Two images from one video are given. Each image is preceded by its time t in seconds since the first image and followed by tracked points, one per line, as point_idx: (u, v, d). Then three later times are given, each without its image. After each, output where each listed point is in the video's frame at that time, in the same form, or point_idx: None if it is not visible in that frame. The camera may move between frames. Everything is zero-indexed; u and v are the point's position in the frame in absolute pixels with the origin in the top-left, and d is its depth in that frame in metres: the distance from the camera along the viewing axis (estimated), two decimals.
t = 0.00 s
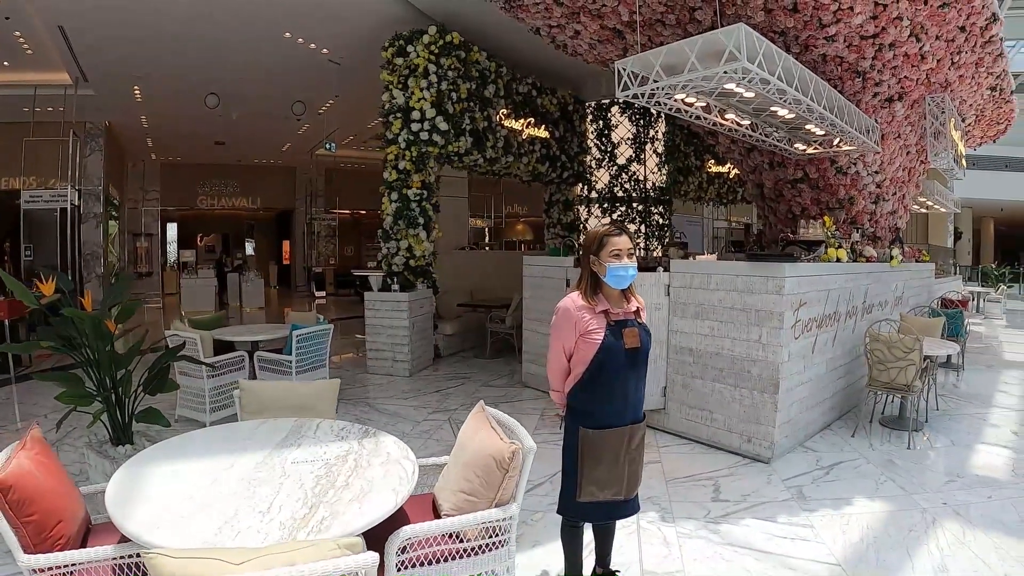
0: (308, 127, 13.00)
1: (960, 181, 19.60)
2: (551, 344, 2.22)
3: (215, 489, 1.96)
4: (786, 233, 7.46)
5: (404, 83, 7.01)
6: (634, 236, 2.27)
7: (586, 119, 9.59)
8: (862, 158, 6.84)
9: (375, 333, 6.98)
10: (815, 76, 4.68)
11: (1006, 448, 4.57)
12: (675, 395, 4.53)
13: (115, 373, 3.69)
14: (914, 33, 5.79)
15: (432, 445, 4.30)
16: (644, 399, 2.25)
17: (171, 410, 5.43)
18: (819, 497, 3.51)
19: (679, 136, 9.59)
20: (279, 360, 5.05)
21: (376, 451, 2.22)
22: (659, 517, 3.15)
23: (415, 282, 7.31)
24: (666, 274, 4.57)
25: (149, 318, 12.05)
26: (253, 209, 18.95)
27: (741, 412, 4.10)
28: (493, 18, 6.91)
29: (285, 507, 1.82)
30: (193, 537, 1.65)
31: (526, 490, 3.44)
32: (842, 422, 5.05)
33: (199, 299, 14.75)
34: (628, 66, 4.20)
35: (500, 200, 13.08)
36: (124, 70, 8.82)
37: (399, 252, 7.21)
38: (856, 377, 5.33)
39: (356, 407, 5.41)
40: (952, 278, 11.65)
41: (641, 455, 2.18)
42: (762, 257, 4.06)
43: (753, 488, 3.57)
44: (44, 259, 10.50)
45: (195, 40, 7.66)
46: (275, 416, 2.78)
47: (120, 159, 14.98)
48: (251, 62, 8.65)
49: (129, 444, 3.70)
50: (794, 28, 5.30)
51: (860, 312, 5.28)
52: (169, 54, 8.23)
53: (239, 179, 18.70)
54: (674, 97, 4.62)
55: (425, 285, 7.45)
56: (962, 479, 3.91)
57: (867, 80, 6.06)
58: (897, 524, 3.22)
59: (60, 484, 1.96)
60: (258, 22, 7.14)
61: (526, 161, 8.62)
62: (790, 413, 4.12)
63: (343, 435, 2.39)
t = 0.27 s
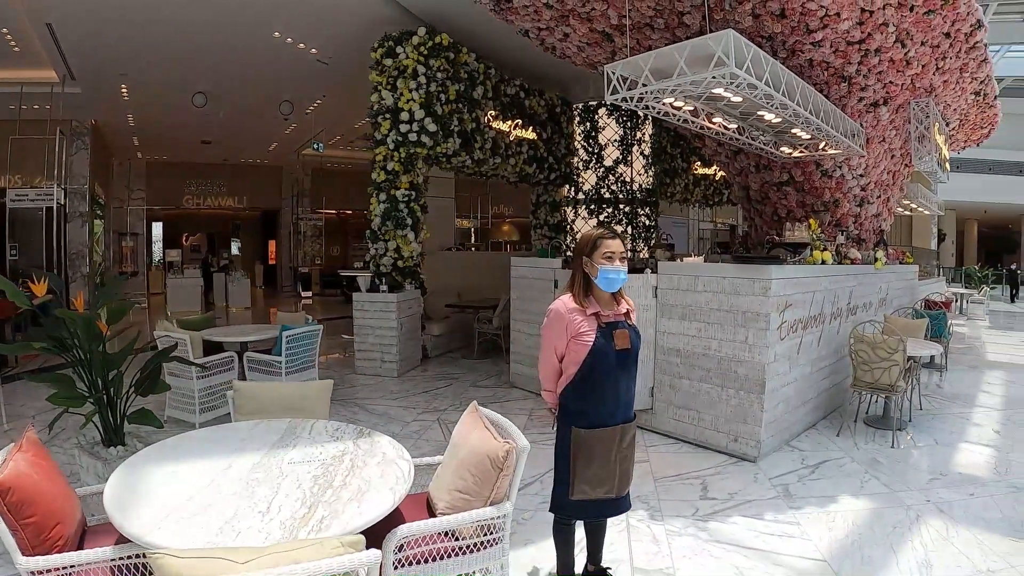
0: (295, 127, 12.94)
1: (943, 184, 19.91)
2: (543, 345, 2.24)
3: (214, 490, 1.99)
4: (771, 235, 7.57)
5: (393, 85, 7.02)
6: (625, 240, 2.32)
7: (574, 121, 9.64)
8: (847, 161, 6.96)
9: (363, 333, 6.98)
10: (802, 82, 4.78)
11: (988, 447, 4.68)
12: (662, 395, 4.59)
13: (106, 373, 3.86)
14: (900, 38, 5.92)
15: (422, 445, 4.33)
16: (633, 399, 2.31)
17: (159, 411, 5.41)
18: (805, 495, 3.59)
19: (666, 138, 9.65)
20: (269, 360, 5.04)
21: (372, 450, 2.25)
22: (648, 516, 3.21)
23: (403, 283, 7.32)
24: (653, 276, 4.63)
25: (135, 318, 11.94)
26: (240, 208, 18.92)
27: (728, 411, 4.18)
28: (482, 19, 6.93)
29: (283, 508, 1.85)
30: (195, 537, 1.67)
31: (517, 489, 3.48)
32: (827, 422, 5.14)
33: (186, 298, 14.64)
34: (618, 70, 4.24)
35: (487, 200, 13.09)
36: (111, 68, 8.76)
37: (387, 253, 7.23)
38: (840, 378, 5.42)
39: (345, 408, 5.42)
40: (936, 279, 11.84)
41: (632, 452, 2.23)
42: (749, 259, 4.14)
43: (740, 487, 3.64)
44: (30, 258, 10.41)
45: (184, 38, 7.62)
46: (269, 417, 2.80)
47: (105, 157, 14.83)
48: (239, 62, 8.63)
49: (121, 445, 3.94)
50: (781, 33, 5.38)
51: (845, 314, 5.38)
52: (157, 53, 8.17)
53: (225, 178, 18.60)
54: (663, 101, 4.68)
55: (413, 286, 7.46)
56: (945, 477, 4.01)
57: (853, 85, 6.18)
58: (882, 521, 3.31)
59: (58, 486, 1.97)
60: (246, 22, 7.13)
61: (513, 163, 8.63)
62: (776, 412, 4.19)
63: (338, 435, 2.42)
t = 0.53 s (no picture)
0: (284, 128, 12.90)
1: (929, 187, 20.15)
2: (533, 347, 2.28)
3: (208, 491, 2.00)
4: (758, 237, 7.64)
5: (383, 87, 7.04)
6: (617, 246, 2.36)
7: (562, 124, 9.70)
8: (833, 165, 7.07)
9: (352, 335, 6.98)
10: (790, 86, 4.83)
11: (972, 446, 4.76)
12: (650, 396, 4.63)
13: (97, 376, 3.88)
14: (886, 44, 5.90)
15: (412, 446, 4.35)
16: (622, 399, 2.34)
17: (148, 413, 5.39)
18: (793, 494, 3.64)
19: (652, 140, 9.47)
20: (258, 361, 5.04)
21: (365, 451, 2.26)
22: (638, 515, 3.24)
23: (392, 285, 7.32)
24: (642, 278, 4.66)
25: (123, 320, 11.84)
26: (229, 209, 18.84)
27: (715, 412, 4.22)
28: (472, 22, 6.96)
29: (279, 508, 1.87)
30: (191, 538, 1.69)
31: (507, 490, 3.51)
32: (813, 422, 5.21)
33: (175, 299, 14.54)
34: (608, 74, 4.28)
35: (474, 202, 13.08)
36: (100, 68, 8.71)
37: (376, 255, 7.24)
38: (826, 378, 5.49)
39: (334, 409, 5.41)
40: (922, 281, 11.98)
41: (621, 451, 2.26)
42: (735, 262, 4.21)
43: (728, 487, 3.69)
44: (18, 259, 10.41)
45: (175, 38, 7.59)
46: (261, 418, 2.81)
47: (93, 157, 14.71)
48: (229, 62, 8.61)
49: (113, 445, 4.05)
50: (769, 38, 5.45)
51: (831, 315, 5.45)
52: (147, 53, 8.14)
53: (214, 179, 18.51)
54: (651, 105, 4.71)
55: (401, 287, 7.46)
56: (931, 476, 4.08)
57: (839, 89, 6.27)
58: (868, 519, 3.36)
59: (51, 488, 1.97)
60: (237, 23, 7.12)
61: (501, 165, 8.67)
62: (763, 413, 4.25)
63: (331, 436, 2.43)
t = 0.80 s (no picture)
0: (273, 129, 12.85)
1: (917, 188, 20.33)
2: (523, 346, 2.30)
3: (199, 494, 2.00)
4: (746, 239, 7.69)
5: (371, 88, 7.04)
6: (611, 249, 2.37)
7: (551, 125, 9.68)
8: (820, 166, 7.11)
9: (341, 337, 6.96)
10: (777, 88, 4.86)
11: (959, 445, 4.82)
12: (639, 397, 4.65)
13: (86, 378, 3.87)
14: (873, 46, 5.97)
15: (401, 448, 4.35)
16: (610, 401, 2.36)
17: (137, 416, 5.36)
18: (781, 493, 3.67)
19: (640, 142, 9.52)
20: (247, 363, 5.02)
21: (355, 453, 2.27)
22: (626, 516, 3.26)
23: (381, 286, 7.30)
24: (630, 280, 4.66)
25: (111, 322, 11.76)
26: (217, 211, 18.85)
27: (703, 412, 4.25)
28: (460, 24, 6.97)
29: (269, 511, 1.87)
30: (182, 541, 1.69)
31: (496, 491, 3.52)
32: (802, 422, 5.25)
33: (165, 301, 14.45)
34: (596, 76, 4.29)
35: (463, 203, 13.09)
36: (89, 68, 8.66)
37: (364, 256, 7.23)
38: (814, 378, 5.54)
39: (323, 411, 5.41)
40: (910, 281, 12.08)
41: (608, 452, 2.28)
42: (723, 263, 4.22)
43: (717, 486, 3.71)
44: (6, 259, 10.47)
45: (164, 39, 7.55)
46: (253, 420, 2.81)
47: (82, 158, 14.60)
48: (219, 63, 8.58)
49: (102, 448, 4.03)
50: (757, 40, 5.49)
51: (818, 316, 5.50)
52: (136, 53, 8.08)
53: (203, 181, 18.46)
54: (639, 107, 4.73)
55: (390, 289, 7.44)
56: (918, 475, 4.13)
57: (827, 92, 6.32)
58: (855, 517, 3.40)
59: (41, 491, 1.97)
60: (226, 24, 7.11)
61: (490, 167, 8.58)
62: (751, 413, 4.28)
63: (321, 438, 2.44)
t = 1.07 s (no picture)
0: (263, 130, 12.78)
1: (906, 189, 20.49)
2: (513, 344, 2.30)
3: (185, 498, 1.97)
4: (735, 240, 7.72)
5: (361, 89, 7.01)
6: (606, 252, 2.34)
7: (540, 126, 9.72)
8: (809, 168, 7.16)
9: (330, 339, 6.92)
10: (766, 90, 4.87)
11: (947, 445, 4.85)
12: (628, 399, 4.64)
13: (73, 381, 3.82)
14: (862, 49, 6.02)
15: (389, 450, 4.33)
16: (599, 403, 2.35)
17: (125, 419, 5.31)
18: (770, 494, 3.68)
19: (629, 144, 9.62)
20: (235, 366, 4.98)
21: (343, 456, 2.25)
22: (616, 518, 3.25)
23: (370, 288, 7.27)
24: (619, 282, 4.68)
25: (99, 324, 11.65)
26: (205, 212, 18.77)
27: (693, 414, 4.25)
28: (450, 25, 6.96)
29: (256, 515, 1.85)
30: (167, 546, 1.66)
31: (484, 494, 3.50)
32: (791, 423, 5.26)
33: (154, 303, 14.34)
34: (585, 77, 4.29)
35: (453, 205, 13.07)
36: (78, 68, 8.59)
37: (353, 258, 7.22)
38: (803, 380, 5.56)
39: (312, 414, 5.38)
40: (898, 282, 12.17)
41: (594, 454, 2.27)
42: (712, 264, 4.23)
43: (707, 487, 3.72)
44: None
45: (152, 38, 7.48)
46: (240, 422, 2.78)
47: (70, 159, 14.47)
48: (208, 64, 8.53)
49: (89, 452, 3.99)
50: (746, 42, 5.51)
51: (807, 317, 5.53)
52: (124, 52, 8.02)
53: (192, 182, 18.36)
54: (628, 109, 4.72)
55: (379, 291, 7.41)
56: (907, 475, 4.15)
57: (816, 94, 6.35)
58: (844, 518, 3.42)
59: (27, 496, 1.93)
60: (215, 24, 7.06)
61: (479, 168, 8.59)
62: (740, 414, 4.29)
63: (308, 441, 2.42)
